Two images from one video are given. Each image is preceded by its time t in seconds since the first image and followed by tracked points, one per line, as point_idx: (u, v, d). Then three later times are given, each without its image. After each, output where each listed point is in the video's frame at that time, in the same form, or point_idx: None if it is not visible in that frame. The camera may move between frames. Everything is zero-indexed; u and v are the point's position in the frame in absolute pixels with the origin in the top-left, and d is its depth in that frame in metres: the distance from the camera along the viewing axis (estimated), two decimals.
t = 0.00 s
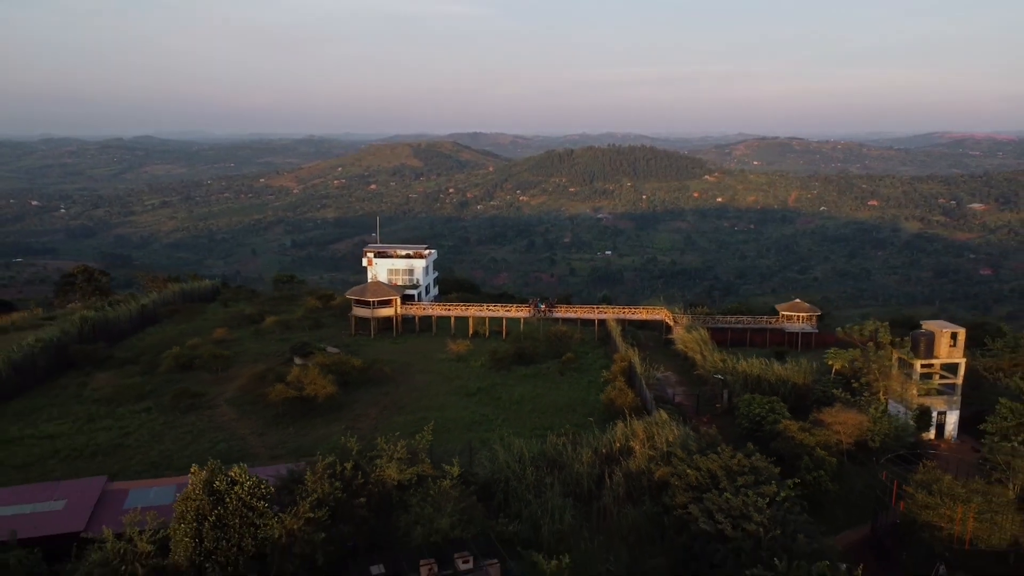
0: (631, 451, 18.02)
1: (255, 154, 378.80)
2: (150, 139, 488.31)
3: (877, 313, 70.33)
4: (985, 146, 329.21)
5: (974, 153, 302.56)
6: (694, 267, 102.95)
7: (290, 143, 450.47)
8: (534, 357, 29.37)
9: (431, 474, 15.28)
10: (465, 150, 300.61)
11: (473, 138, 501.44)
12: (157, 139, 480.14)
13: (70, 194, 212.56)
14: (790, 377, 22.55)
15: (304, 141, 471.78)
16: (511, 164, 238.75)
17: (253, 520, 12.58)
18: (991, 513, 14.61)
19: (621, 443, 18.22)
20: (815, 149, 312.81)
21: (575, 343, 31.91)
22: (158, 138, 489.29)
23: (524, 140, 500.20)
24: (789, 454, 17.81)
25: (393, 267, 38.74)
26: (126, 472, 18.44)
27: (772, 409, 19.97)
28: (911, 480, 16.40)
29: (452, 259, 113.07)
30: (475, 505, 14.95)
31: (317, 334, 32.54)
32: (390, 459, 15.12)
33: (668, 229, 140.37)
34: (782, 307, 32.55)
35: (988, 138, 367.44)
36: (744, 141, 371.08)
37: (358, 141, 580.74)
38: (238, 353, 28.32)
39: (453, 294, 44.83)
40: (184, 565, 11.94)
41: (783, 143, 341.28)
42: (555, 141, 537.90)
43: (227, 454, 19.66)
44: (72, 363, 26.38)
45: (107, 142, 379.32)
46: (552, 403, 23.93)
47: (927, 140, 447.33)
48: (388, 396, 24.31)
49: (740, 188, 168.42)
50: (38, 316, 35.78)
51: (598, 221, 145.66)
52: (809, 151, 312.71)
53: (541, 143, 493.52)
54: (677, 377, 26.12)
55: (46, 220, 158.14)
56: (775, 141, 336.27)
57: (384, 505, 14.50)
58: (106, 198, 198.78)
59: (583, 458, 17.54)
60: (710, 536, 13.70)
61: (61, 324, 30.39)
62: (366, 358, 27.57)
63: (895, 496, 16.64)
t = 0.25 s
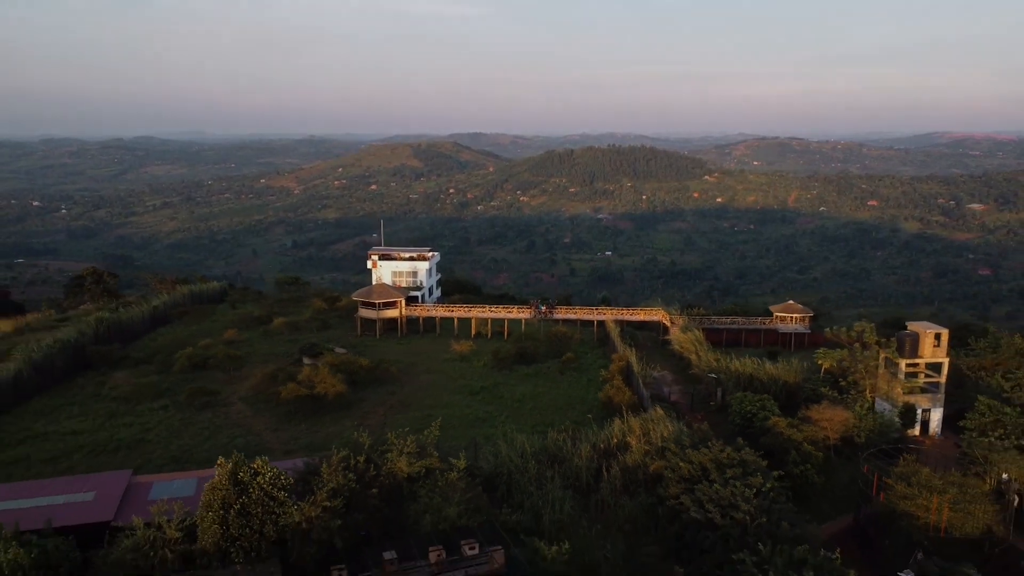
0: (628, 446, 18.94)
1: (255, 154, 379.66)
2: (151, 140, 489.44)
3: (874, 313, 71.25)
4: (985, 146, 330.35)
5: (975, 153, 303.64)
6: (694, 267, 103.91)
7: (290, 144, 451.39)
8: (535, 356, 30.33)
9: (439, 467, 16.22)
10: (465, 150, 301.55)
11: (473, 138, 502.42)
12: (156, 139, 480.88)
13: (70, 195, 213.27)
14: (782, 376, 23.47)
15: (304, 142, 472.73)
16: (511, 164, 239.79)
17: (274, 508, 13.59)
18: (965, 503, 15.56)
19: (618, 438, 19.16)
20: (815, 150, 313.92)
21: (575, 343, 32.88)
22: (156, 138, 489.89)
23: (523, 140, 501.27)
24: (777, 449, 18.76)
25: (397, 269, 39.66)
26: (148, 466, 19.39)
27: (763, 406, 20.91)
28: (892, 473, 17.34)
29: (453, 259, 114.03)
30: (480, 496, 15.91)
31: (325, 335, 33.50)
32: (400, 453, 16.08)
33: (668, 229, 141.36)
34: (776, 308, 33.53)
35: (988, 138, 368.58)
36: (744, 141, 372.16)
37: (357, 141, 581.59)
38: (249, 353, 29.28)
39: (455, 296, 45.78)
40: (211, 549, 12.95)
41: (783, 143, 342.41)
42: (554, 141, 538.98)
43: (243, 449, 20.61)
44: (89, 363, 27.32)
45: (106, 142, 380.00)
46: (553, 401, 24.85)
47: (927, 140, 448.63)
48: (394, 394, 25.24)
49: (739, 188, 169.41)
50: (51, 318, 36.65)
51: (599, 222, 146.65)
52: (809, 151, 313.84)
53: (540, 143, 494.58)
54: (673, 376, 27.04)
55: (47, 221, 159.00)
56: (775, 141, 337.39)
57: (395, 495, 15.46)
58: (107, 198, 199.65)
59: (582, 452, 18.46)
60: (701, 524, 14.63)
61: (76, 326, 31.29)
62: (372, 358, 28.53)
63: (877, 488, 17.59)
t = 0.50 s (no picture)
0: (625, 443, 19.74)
1: (255, 155, 380.45)
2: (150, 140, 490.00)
3: (872, 313, 72.00)
4: (986, 145, 331.21)
5: (976, 152, 304.51)
6: (693, 267, 104.69)
7: (290, 144, 452.31)
8: (536, 356, 31.13)
9: (445, 461, 17.03)
10: (465, 150, 302.32)
11: (473, 137, 503.21)
12: (155, 140, 481.62)
13: (71, 195, 214.01)
14: (774, 375, 24.24)
15: (304, 142, 473.63)
16: (512, 164, 240.57)
17: (290, 499, 14.45)
18: (946, 496, 16.31)
19: (616, 435, 19.95)
20: (815, 149, 314.77)
21: (574, 344, 33.69)
22: (156, 138, 490.68)
23: (523, 140, 502.11)
24: (768, 445, 19.55)
25: (400, 271, 40.41)
26: (163, 462, 20.18)
27: (756, 404, 21.68)
28: (878, 467, 18.13)
29: (454, 259, 114.83)
30: (484, 488, 16.70)
31: (331, 335, 34.32)
32: (408, 449, 16.90)
33: (668, 229, 142.16)
34: (771, 309, 34.31)
35: (988, 138, 369.39)
36: (744, 141, 373.04)
37: (357, 142, 582.33)
38: (257, 353, 30.07)
39: (457, 297, 46.57)
40: (231, 537, 13.83)
41: (783, 143, 343.33)
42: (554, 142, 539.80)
43: (255, 445, 21.43)
44: (103, 362, 28.11)
45: (106, 142, 380.75)
46: (553, 399, 25.63)
47: (926, 140, 449.49)
48: (399, 393, 26.02)
49: (739, 188, 170.17)
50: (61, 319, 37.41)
51: (599, 222, 147.43)
52: (809, 151, 314.71)
53: (540, 143, 495.61)
54: (670, 375, 27.81)
55: (48, 222, 159.78)
56: (775, 141, 338.25)
57: (403, 488, 16.27)
58: (108, 198, 200.50)
59: (581, 448, 19.24)
60: (694, 515, 15.46)
61: (87, 327, 32.07)
62: (377, 358, 29.31)
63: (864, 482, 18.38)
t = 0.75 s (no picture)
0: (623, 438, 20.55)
1: (254, 155, 381.29)
2: (150, 141, 490.40)
3: (870, 313, 72.78)
4: (986, 145, 331.97)
5: (976, 152, 305.23)
6: (693, 267, 105.48)
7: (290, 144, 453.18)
8: (537, 355, 31.94)
9: (450, 456, 17.85)
10: (465, 150, 303.12)
11: (473, 137, 504.05)
12: (155, 140, 482.56)
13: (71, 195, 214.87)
14: (768, 373, 25.04)
15: (303, 142, 474.48)
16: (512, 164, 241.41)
17: (305, 491, 15.30)
18: (928, 488, 17.12)
19: (614, 431, 20.74)
20: (815, 149, 315.54)
21: (574, 343, 34.50)
22: (156, 138, 491.64)
23: (523, 140, 502.99)
24: (760, 441, 20.35)
25: (403, 273, 41.18)
26: (178, 457, 20.98)
27: (749, 402, 22.48)
28: (864, 461, 18.95)
29: (454, 258, 115.65)
30: (488, 481, 17.51)
31: (337, 335, 35.13)
32: (415, 444, 17.73)
33: (668, 230, 142.94)
34: (766, 310, 35.07)
35: (988, 137, 370.07)
36: (744, 141, 373.79)
37: (357, 142, 583.16)
38: (265, 352, 30.88)
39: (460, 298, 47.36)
40: (250, 527, 14.68)
41: (783, 143, 344.10)
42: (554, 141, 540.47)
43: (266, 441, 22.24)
44: (115, 362, 28.90)
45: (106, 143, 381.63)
46: (553, 398, 26.40)
47: (926, 140, 450.24)
48: (404, 391, 26.82)
49: (739, 188, 170.92)
50: (71, 320, 38.16)
51: (599, 222, 148.22)
52: (809, 151, 315.51)
53: (540, 143, 496.36)
54: (667, 374, 28.62)
55: (49, 222, 160.60)
56: (775, 141, 339.00)
57: (411, 482, 17.10)
58: (109, 199, 201.38)
59: (580, 444, 20.05)
60: (687, 506, 16.31)
61: (99, 328, 32.84)
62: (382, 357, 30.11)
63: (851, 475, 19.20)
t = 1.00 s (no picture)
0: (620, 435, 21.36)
1: (254, 155, 382.12)
2: (150, 141, 491.25)
3: (868, 312, 73.59)
4: (986, 145, 332.66)
5: (976, 152, 306.05)
6: (693, 268, 106.34)
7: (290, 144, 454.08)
8: (539, 354, 32.79)
9: (455, 451, 18.70)
10: (466, 150, 303.98)
11: (474, 138, 505.33)
12: (155, 141, 483.60)
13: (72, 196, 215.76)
14: (762, 372, 25.81)
15: (303, 142, 475.49)
16: (512, 165, 242.25)
17: (317, 483, 16.17)
18: (912, 482, 17.89)
19: (612, 428, 21.55)
20: (815, 150, 316.40)
21: (574, 343, 35.33)
22: (155, 139, 492.45)
23: (524, 140, 504.11)
24: (752, 438, 21.19)
25: (406, 274, 41.98)
26: (192, 453, 21.80)
27: (743, 400, 23.29)
28: (851, 456, 19.75)
29: (455, 258, 116.56)
30: (490, 476, 18.32)
31: (343, 335, 36.01)
32: (422, 440, 18.61)
33: (668, 230, 143.78)
34: (761, 311, 35.88)
35: (989, 137, 370.73)
36: (744, 142, 374.67)
37: (356, 142, 584.02)
38: (272, 352, 31.74)
39: (462, 299, 48.16)
40: (265, 518, 15.50)
41: (783, 142, 344.99)
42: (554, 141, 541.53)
43: (277, 437, 23.09)
44: (128, 361, 29.75)
45: (107, 143, 382.63)
46: (553, 396, 27.18)
47: (927, 139, 450.91)
48: (408, 390, 27.64)
49: (739, 189, 171.69)
50: (82, 321, 39.07)
51: (599, 222, 149.08)
52: (809, 151, 316.34)
53: (539, 143, 497.48)
54: (664, 373, 29.42)
55: (51, 222, 161.50)
56: (775, 141, 339.84)
57: (416, 475, 17.95)
58: (109, 199, 202.29)
59: (578, 441, 20.86)
60: (681, 498, 17.12)
61: (109, 329, 33.63)
62: (386, 356, 30.95)
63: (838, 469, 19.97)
